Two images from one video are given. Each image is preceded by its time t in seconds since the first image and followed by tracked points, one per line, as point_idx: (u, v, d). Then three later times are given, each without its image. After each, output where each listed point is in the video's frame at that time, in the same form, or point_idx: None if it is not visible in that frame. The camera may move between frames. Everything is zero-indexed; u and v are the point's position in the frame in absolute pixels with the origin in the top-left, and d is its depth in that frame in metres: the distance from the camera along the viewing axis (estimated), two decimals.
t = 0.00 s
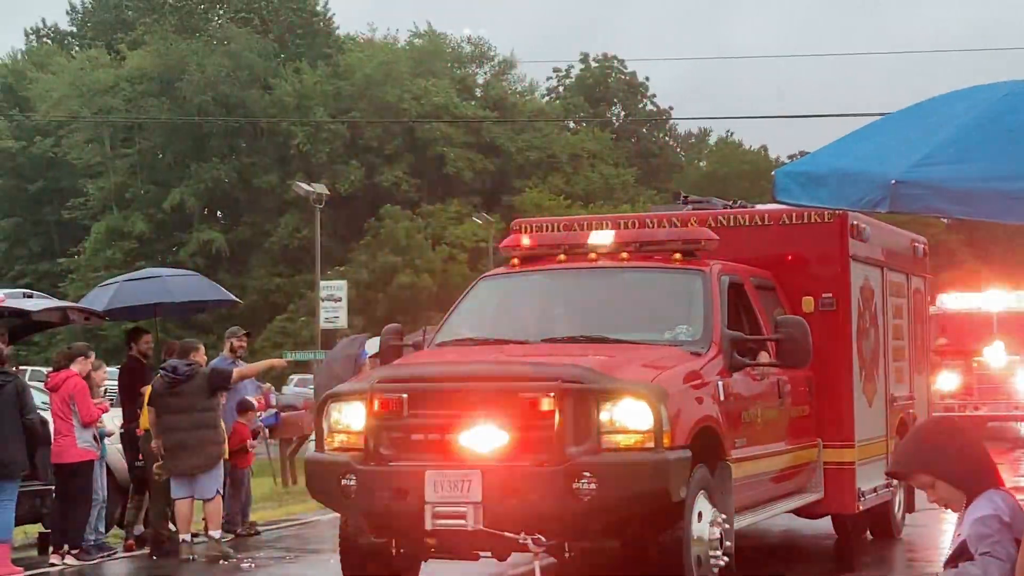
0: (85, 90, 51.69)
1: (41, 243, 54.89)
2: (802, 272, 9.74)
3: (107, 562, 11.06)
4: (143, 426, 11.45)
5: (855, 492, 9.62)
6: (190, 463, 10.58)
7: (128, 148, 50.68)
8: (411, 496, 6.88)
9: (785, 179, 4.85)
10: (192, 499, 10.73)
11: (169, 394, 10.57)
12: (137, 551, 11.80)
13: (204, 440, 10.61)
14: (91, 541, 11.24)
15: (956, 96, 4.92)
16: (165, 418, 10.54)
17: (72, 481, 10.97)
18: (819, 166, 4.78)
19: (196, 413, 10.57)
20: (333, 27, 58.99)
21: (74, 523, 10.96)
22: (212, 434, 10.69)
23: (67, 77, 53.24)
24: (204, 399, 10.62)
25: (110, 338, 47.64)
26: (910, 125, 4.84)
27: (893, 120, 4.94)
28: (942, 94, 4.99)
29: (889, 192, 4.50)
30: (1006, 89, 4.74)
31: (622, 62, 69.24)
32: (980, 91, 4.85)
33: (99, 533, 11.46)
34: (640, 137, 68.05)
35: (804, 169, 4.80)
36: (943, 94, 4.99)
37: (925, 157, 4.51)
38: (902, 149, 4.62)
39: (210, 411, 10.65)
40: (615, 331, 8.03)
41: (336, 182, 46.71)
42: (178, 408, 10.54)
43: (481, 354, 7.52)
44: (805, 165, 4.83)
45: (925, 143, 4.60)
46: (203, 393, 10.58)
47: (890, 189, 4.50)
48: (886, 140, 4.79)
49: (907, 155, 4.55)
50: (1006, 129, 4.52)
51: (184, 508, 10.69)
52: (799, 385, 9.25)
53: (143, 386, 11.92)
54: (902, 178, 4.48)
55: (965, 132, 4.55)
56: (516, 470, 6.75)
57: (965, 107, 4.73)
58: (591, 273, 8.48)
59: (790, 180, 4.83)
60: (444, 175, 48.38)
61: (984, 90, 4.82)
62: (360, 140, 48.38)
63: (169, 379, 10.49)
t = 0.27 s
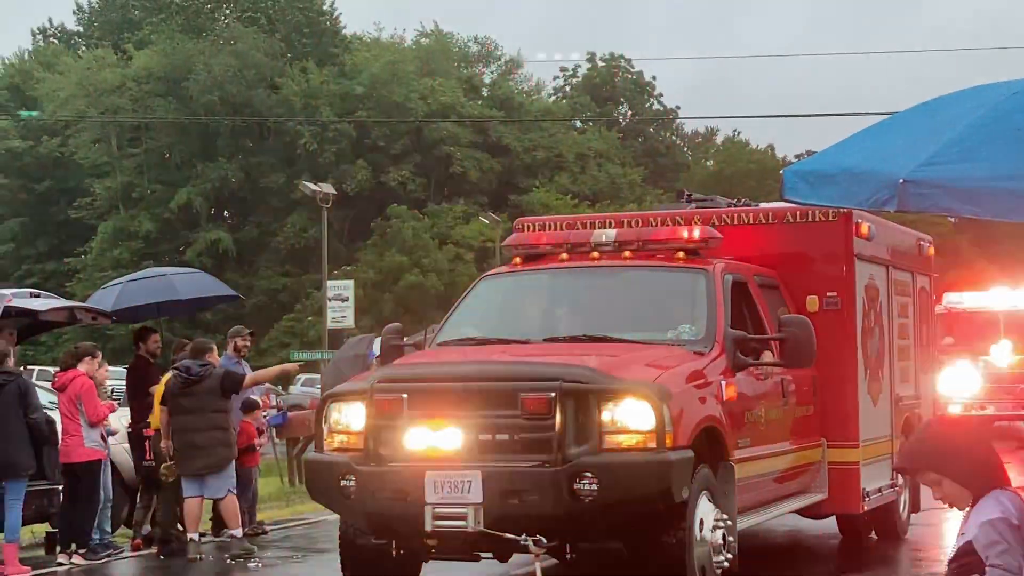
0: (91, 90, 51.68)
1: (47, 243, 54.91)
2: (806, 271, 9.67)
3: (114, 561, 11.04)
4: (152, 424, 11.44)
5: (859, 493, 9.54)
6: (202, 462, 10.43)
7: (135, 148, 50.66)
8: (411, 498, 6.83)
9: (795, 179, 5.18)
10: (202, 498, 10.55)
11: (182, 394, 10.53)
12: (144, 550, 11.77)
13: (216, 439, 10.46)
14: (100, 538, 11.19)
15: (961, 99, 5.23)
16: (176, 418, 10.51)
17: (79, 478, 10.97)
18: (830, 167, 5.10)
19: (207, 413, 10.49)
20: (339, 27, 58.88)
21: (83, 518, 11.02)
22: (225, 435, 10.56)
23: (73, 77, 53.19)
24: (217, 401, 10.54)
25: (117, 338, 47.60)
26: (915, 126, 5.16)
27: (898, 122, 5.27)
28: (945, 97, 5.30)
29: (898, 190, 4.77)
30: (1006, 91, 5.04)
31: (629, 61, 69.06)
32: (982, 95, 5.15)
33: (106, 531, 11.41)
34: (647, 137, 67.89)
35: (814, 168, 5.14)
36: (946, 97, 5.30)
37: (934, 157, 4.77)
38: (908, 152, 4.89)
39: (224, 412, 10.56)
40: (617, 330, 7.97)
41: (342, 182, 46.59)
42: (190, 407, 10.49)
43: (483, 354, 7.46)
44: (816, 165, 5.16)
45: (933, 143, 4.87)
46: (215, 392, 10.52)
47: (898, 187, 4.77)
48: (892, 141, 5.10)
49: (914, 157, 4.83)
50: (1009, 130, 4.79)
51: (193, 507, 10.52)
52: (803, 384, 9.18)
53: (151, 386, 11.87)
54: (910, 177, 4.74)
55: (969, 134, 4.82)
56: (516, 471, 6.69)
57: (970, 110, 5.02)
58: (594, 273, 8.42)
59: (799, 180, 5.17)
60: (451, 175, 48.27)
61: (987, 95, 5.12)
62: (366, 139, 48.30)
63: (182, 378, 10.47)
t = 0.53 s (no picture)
0: (98, 88, 51.66)
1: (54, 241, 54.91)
2: (810, 268, 9.61)
3: (122, 560, 11.05)
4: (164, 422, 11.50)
5: (864, 492, 9.48)
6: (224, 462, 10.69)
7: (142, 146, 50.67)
8: (410, 497, 6.79)
9: (801, 176, 5.33)
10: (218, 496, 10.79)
11: (205, 394, 10.73)
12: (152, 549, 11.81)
13: (240, 440, 10.73)
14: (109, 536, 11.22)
15: (962, 101, 5.41)
16: (200, 419, 10.72)
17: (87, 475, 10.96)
18: (835, 165, 5.25)
19: (232, 414, 10.73)
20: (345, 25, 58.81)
21: (91, 515, 11.01)
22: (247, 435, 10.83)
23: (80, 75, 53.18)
24: (239, 403, 10.81)
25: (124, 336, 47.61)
26: (918, 128, 5.33)
27: (901, 124, 5.42)
28: (946, 100, 5.48)
29: (904, 188, 4.92)
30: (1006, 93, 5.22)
31: (635, 58, 68.93)
32: (982, 99, 5.33)
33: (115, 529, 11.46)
34: (654, 134, 67.69)
35: (821, 167, 5.28)
36: (947, 100, 5.48)
37: (939, 156, 4.94)
38: (914, 151, 5.06)
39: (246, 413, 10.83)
40: (619, 328, 7.91)
41: (349, 180, 46.51)
42: (214, 408, 10.71)
43: (483, 352, 7.41)
44: (824, 164, 5.30)
45: (938, 142, 5.03)
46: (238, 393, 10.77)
47: (905, 185, 4.92)
48: (896, 141, 5.26)
49: (919, 156, 4.99)
50: (1010, 130, 4.97)
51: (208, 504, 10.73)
52: (807, 382, 9.12)
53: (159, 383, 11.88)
54: (916, 175, 4.89)
55: (974, 132, 5.00)
56: (517, 471, 6.63)
57: (972, 111, 5.20)
58: (596, 270, 8.38)
59: (807, 178, 5.31)
60: (458, 173, 48.19)
61: (989, 96, 5.32)
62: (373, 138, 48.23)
63: (206, 379, 10.70)
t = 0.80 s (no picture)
0: (106, 87, 51.67)
1: (62, 241, 54.94)
2: (815, 266, 9.54)
3: (129, 559, 11.02)
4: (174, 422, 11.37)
5: (869, 492, 9.42)
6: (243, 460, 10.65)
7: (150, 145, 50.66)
8: (410, 496, 6.72)
9: (808, 172, 5.25)
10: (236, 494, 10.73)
11: (230, 394, 10.71)
12: (161, 548, 11.82)
13: (263, 438, 10.68)
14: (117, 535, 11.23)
15: (970, 95, 5.33)
16: (225, 417, 10.68)
17: (95, 473, 10.91)
18: (843, 162, 5.17)
19: (257, 413, 10.71)
20: (352, 24, 58.76)
21: (98, 514, 10.97)
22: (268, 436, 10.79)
23: (87, 74, 53.24)
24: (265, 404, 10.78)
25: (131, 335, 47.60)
26: (927, 121, 5.24)
27: (910, 118, 5.33)
28: (956, 94, 5.38)
29: (912, 186, 4.83)
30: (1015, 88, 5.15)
31: (643, 57, 68.77)
32: (993, 92, 5.23)
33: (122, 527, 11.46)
34: (661, 133, 67.52)
35: (828, 164, 5.19)
36: (959, 94, 5.38)
37: (948, 153, 4.86)
38: (923, 147, 4.98)
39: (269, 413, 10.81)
40: (621, 326, 7.84)
41: (356, 179, 46.38)
42: (239, 408, 10.69)
43: (484, 350, 7.35)
44: (832, 161, 5.21)
45: (948, 139, 4.95)
46: (263, 394, 10.75)
47: (914, 182, 4.83)
48: (905, 137, 5.17)
49: (927, 153, 4.91)
50: (1020, 125, 4.90)
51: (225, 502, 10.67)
52: (811, 381, 9.05)
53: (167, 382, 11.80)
54: (925, 173, 4.81)
55: (983, 129, 4.92)
56: (516, 470, 6.57)
57: (982, 106, 5.12)
58: (599, 268, 8.33)
59: (815, 174, 5.22)
60: (465, 172, 48.00)
61: (997, 90, 5.24)
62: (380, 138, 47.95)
63: (232, 377, 10.71)
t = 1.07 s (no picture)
0: (112, 86, 51.67)
1: (68, 240, 54.95)
2: (818, 264, 9.47)
3: (136, 556, 10.99)
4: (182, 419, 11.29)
5: (872, 491, 9.35)
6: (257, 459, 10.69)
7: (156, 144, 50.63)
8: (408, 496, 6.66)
9: (815, 171, 5.23)
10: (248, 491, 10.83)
11: (245, 391, 10.62)
12: (168, 546, 11.80)
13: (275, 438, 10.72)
14: (123, 533, 11.20)
15: (977, 93, 5.32)
16: (243, 416, 10.63)
17: (101, 470, 10.88)
18: (849, 161, 5.15)
19: (277, 411, 10.72)
20: (358, 23, 58.68)
21: (104, 512, 10.93)
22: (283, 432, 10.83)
23: (94, 73, 53.28)
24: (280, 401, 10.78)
25: (138, 333, 47.58)
26: (935, 119, 5.22)
27: (918, 116, 5.31)
28: (963, 92, 5.37)
29: (921, 183, 4.80)
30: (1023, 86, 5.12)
31: (649, 56, 68.68)
32: (1000, 90, 5.21)
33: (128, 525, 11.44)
34: (667, 132, 67.38)
35: (835, 161, 5.19)
36: (965, 91, 5.36)
37: (956, 150, 4.83)
38: (932, 144, 4.94)
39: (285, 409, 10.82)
40: (623, 324, 7.77)
41: (362, 177, 46.26)
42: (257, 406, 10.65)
43: (483, 348, 7.28)
44: (837, 159, 5.20)
45: (957, 135, 4.92)
46: (277, 393, 10.70)
47: (922, 179, 4.80)
48: (914, 133, 5.15)
49: (936, 150, 4.88)
50: None
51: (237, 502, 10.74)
52: (814, 380, 8.98)
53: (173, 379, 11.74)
54: (932, 170, 4.79)
55: (992, 125, 4.89)
56: (515, 469, 6.50)
57: (991, 103, 5.09)
58: (600, 266, 8.26)
59: (820, 171, 5.22)
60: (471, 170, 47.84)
61: (1005, 87, 5.22)
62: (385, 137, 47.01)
63: (247, 375, 10.57)
